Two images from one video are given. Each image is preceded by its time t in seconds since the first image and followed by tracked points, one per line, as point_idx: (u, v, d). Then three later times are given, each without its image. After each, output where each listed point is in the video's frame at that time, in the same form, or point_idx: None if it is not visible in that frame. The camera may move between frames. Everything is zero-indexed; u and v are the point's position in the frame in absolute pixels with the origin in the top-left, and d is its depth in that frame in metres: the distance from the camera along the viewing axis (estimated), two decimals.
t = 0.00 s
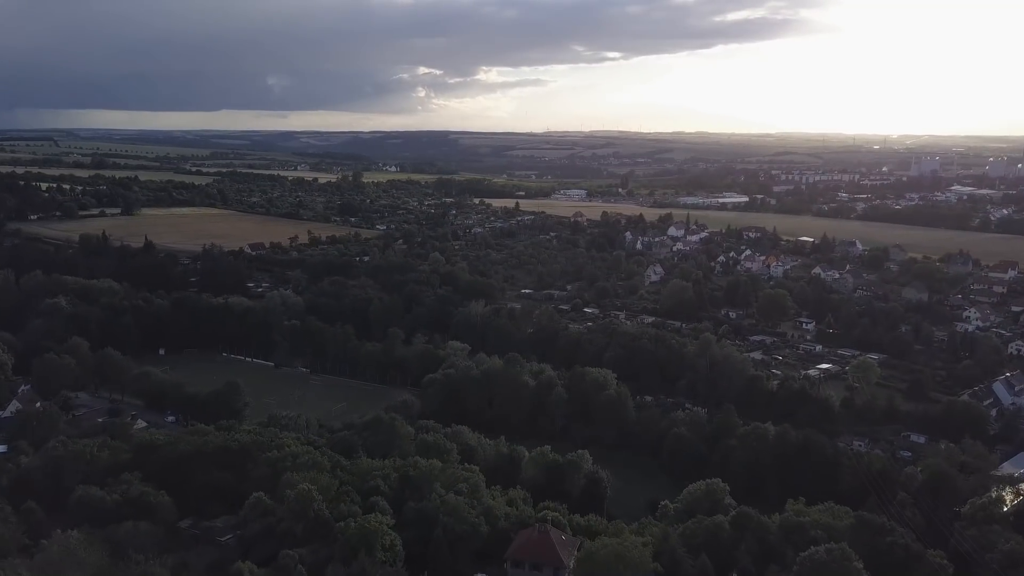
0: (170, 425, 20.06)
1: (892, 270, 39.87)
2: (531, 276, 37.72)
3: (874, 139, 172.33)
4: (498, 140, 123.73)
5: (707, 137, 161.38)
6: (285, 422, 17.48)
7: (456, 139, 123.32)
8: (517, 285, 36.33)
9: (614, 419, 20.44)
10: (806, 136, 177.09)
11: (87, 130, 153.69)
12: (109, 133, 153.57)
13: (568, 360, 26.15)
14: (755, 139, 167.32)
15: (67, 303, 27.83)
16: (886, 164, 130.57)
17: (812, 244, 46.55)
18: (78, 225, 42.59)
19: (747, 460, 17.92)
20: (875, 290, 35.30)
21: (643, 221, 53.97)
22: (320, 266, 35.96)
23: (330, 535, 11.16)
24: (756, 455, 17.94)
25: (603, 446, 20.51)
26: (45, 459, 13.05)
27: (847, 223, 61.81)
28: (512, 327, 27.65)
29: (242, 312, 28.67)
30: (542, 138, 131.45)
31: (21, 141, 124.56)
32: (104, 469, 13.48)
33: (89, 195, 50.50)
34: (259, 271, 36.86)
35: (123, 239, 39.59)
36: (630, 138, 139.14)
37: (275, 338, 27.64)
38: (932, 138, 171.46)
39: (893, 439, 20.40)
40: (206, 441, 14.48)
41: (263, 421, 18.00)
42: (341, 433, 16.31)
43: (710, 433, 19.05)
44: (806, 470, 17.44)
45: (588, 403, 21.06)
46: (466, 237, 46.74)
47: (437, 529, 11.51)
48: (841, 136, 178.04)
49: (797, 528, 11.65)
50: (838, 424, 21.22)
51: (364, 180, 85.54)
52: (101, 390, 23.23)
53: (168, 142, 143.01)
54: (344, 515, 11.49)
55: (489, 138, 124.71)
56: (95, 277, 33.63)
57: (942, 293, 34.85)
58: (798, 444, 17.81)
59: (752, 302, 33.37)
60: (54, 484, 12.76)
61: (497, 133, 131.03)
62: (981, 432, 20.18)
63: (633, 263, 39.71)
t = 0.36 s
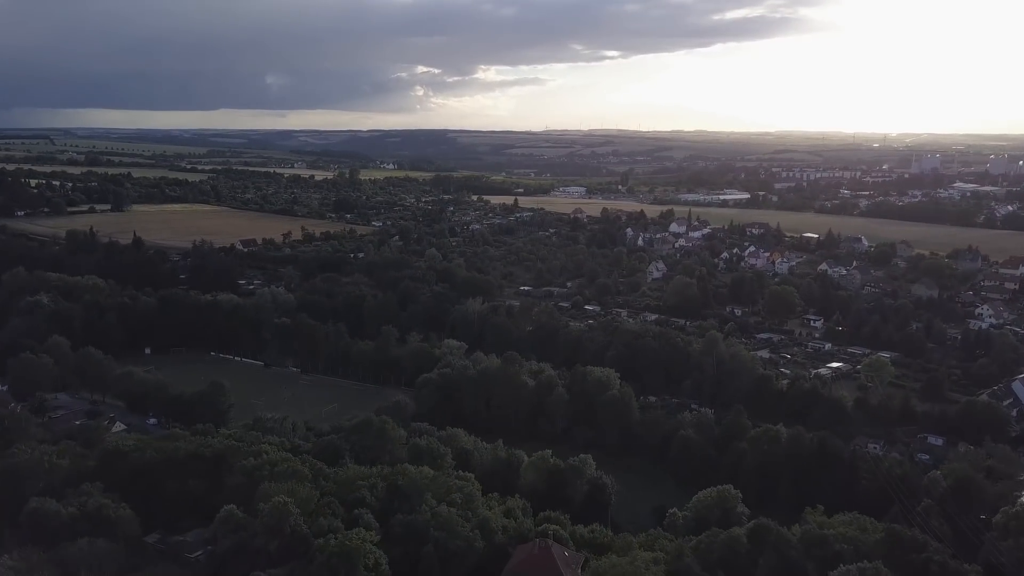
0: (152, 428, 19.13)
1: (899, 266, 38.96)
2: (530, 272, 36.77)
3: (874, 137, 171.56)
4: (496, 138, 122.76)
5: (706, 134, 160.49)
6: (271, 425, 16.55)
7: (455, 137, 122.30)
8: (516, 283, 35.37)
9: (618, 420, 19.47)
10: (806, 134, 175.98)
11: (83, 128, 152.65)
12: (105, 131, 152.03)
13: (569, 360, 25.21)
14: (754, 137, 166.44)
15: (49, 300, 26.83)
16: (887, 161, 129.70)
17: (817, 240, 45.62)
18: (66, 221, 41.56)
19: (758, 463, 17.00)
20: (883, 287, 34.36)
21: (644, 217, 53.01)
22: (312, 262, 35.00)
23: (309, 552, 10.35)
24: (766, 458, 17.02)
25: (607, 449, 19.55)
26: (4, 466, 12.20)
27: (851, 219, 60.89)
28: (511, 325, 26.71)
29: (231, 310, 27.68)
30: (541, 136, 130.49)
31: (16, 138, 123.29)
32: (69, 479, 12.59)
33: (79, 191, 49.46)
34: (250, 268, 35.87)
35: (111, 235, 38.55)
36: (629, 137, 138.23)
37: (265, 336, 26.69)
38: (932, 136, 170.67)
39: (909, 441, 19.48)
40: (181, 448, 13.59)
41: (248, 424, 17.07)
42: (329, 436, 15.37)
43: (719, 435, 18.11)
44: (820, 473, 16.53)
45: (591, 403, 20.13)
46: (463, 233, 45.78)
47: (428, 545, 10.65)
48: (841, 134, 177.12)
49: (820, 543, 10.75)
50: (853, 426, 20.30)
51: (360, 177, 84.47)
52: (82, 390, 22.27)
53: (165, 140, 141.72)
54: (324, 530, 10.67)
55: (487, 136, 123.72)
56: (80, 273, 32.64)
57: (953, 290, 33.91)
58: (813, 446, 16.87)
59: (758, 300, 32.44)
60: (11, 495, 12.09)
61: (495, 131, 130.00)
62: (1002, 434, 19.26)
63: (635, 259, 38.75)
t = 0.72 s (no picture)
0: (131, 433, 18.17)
1: (908, 263, 38.02)
2: (529, 270, 35.83)
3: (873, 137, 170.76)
4: (495, 138, 121.77)
5: (706, 134, 159.70)
6: (254, 429, 15.60)
7: (454, 137, 121.32)
8: (514, 281, 34.40)
9: (622, 423, 18.53)
10: (806, 133, 175.12)
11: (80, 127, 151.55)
12: (102, 130, 150.90)
13: (570, 360, 24.28)
14: (754, 136, 165.50)
15: (30, 299, 25.84)
16: (888, 160, 128.88)
17: (822, 237, 44.67)
18: (54, 218, 40.54)
19: (771, 470, 16.07)
20: (892, 285, 33.43)
21: (645, 214, 52.04)
22: (305, 259, 34.01)
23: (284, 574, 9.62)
24: (780, 464, 16.08)
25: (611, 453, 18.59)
26: None
27: (854, 217, 59.95)
28: (509, 323, 25.76)
29: (220, 308, 26.72)
30: (541, 135, 129.52)
31: (10, 137, 122.10)
32: (25, 494, 11.80)
33: (68, 188, 48.42)
34: (242, 266, 34.92)
35: (99, 232, 37.54)
36: (628, 136, 137.36)
37: (254, 336, 25.73)
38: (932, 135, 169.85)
39: (928, 445, 18.53)
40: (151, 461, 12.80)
41: (231, 429, 16.12)
42: (314, 442, 14.45)
43: (729, 439, 17.17)
44: (837, 480, 15.59)
45: (593, 405, 19.20)
46: (461, 230, 44.80)
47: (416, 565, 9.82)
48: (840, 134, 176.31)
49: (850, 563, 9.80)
50: (868, 429, 19.34)
51: (358, 175, 83.47)
52: (61, 392, 21.30)
53: (161, 139, 140.48)
54: (301, 551, 9.91)
55: (486, 135, 122.75)
56: (65, 271, 31.63)
57: (964, 287, 32.98)
58: (829, 451, 15.93)
59: (764, 298, 31.49)
60: None
61: (494, 130, 129.00)
62: None
63: (637, 256, 37.79)
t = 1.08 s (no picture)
0: (107, 439, 17.25)
1: (917, 261, 37.05)
2: (528, 268, 34.87)
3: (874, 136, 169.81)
4: (494, 137, 120.80)
5: (705, 133, 158.77)
6: (234, 436, 14.66)
7: (453, 136, 120.37)
8: (513, 279, 33.42)
9: (626, 428, 17.57)
10: (807, 133, 174.07)
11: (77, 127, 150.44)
12: (100, 130, 149.63)
13: (571, 361, 23.31)
14: (754, 135, 164.52)
15: (9, 297, 24.89)
16: (889, 159, 127.97)
17: (827, 235, 43.67)
18: (41, 215, 39.57)
19: (784, 477, 15.10)
20: (902, 283, 32.46)
21: (646, 211, 51.03)
22: (297, 257, 33.03)
23: None
24: (794, 472, 15.12)
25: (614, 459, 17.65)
26: None
27: (859, 214, 58.96)
28: (507, 322, 24.79)
29: (207, 307, 25.75)
30: (540, 134, 128.51)
31: (6, 137, 121.07)
32: None
33: (58, 186, 47.42)
34: (233, 264, 33.93)
35: (86, 229, 36.55)
36: (628, 135, 136.38)
37: (242, 336, 24.78)
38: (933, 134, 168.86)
39: (948, 450, 17.58)
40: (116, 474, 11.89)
41: (210, 435, 15.17)
42: (296, 450, 13.50)
43: (739, 445, 16.20)
44: (855, 489, 14.65)
45: (595, 407, 18.22)
46: (459, 228, 43.81)
47: None
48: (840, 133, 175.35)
49: None
50: (885, 433, 18.37)
51: (355, 173, 82.49)
52: (36, 395, 20.38)
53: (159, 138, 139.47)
54: None
55: (485, 135, 121.78)
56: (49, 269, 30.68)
57: (976, 285, 32.00)
58: (846, 458, 14.97)
59: (770, 296, 30.53)
60: None
61: (493, 130, 127.99)
62: None
63: (638, 254, 36.82)
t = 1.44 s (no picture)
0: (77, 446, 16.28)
1: (926, 259, 36.07)
2: (526, 266, 33.88)
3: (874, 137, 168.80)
4: (494, 137, 119.81)
5: (705, 134, 157.77)
6: (209, 444, 13.68)
7: (452, 136, 119.43)
8: (511, 277, 32.42)
9: (629, 433, 16.58)
10: (807, 133, 173.16)
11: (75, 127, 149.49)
12: (98, 131, 148.92)
13: (570, 362, 22.33)
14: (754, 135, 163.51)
15: None
16: (891, 159, 126.96)
17: (833, 233, 42.70)
18: (26, 213, 38.55)
19: (799, 487, 14.12)
20: (913, 281, 31.49)
21: (647, 209, 50.00)
22: (288, 255, 32.01)
23: None
24: (809, 482, 14.15)
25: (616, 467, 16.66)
26: None
27: (864, 212, 57.94)
28: (504, 322, 23.78)
29: (191, 307, 24.73)
30: (540, 134, 127.50)
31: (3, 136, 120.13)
32: None
33: (46, 183, 46.38)
34: (222, 263, 32.91)
35: (71, 227, 35.53)
36: (628, 135, 135.36)
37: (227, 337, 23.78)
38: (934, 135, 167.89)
39: (971, 456, 16.58)
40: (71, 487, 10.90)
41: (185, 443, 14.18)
42: (274, 460, 12.53)
43: (749, 452, 15.22)
44: (874, 500, 13.69)
45: (597, 412, 17.23)
46: (456, 226, 42.79)
47: None
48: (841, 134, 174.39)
49: None
50: (903, 438, 17.36)
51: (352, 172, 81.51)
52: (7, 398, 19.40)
53: (156, 139, 138.22)
54: None
55: (484, 135, 120.81)
56: (31, 267, 29.66)
57: (989, 283, 30.99)
58: (865, 467, 14.00)
59: (777, 295, 29.53)
60: None
61: (492, 130, 127.01)
62: None
63: (640, 251, 35.81)
